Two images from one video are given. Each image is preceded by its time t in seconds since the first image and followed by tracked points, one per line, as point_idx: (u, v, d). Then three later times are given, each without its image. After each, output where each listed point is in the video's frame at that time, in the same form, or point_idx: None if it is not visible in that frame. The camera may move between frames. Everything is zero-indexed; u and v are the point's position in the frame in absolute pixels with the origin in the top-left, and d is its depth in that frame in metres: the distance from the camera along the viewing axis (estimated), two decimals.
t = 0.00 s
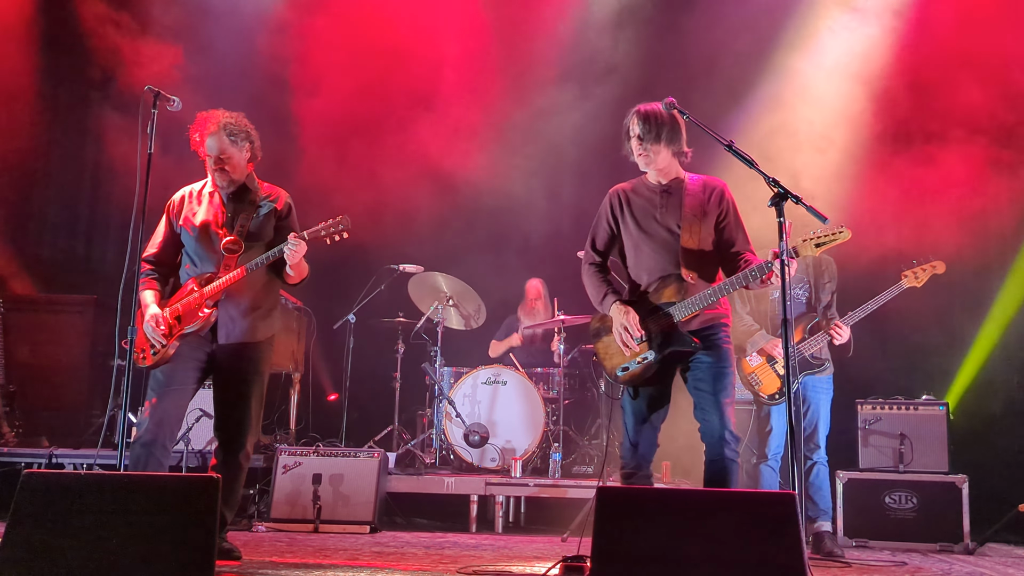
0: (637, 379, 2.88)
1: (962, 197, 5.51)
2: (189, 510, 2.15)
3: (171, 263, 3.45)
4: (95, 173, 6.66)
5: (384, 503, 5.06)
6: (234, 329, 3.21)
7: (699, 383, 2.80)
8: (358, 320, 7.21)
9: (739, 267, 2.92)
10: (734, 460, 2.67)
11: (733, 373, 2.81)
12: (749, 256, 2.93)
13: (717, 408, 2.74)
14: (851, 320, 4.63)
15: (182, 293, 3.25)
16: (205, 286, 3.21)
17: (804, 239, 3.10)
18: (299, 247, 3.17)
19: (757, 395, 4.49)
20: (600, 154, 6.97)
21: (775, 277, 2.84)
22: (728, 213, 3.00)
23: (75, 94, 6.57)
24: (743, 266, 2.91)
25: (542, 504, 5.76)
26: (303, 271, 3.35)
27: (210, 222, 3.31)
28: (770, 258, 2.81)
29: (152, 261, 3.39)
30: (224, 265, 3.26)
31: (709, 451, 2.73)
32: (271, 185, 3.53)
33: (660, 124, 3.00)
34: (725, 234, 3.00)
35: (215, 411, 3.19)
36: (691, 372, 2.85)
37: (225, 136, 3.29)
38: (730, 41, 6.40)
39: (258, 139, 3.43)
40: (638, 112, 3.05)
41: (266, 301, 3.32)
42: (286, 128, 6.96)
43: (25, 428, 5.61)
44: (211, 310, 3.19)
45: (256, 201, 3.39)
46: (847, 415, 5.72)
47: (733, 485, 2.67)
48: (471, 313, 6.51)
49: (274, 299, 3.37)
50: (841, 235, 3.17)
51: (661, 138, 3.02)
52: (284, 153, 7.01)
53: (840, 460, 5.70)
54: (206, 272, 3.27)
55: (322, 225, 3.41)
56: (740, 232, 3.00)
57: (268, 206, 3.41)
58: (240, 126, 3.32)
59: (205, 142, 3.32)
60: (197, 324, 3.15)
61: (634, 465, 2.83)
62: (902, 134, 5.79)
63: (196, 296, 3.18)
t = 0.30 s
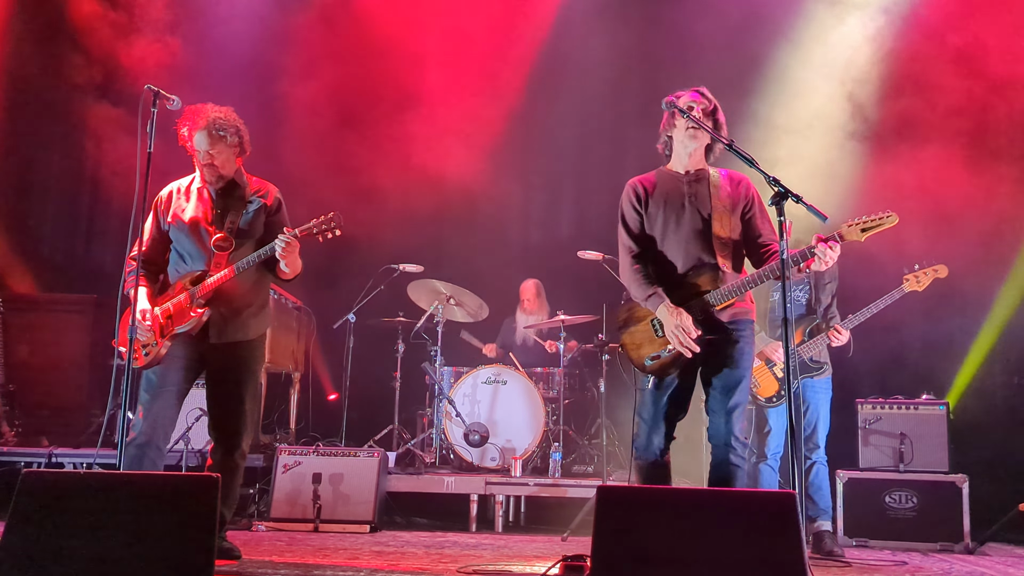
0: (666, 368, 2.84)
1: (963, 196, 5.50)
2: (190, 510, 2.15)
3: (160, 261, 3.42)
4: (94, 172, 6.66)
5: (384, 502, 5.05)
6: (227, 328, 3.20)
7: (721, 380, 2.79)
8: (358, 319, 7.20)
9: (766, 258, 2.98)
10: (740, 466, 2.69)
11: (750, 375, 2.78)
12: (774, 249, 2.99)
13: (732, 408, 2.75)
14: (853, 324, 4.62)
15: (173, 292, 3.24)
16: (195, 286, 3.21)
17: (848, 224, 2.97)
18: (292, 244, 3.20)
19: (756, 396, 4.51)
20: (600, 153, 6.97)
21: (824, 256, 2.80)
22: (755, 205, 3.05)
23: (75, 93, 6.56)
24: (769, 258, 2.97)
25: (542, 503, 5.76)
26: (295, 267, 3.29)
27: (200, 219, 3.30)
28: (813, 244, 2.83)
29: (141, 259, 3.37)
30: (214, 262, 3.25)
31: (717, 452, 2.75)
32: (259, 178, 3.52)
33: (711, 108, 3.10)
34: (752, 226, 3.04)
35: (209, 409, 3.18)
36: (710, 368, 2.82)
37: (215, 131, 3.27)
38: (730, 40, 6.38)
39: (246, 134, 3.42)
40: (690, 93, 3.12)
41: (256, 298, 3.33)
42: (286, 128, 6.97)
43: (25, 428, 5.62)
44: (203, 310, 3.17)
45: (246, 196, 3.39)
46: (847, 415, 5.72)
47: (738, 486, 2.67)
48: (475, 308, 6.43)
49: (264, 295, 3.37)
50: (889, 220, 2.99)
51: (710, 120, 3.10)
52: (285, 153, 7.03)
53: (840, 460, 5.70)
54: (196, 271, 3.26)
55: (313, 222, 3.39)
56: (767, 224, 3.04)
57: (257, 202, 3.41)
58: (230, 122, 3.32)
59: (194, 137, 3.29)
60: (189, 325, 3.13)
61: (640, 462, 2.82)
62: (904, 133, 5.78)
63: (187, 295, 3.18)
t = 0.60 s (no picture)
0: (671, 360, 2.80)
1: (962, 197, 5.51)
2: (191, 509, 2.15)
3: (153, 257, 3.41)
4: (94, 173, 6.67)
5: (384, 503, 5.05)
6: (223, 326, 3.19)
7: (722, 380, 2.78)
8: (358, 319, 7.20)
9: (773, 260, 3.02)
10: (740, 467, 2.69)
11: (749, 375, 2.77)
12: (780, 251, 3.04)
13: (733, 411, 2.74)
14: (855, 318, 4.61)
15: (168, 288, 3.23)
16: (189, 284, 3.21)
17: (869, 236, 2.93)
18: (283, 241, 3.18)
19: (757, 394, 4.55)
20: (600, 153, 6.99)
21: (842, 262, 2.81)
22: (758, 204, 3.09)
23: (75, 94, 6.57)
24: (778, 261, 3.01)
25: (542, 503, 5.77)
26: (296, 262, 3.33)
27: (193, 218, 3.31)
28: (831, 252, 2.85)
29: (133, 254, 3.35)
30: (209, 260, 3.26)
31: (716, 455, 2.75)
32: (252, 173, 3.50)
33: (704, 94, 3.11)
34: (755, 226, 3.08)
35: (207, 407, 3.19)
36: (715, 366, 2.80)
37: (205, 129, 3.25)
38: (730, 40, 6.35)
39: (237, 131, 3.40)
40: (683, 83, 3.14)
41: (250, 296, 3.31)
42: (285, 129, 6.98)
43: (24, 428, 5.62)
44: (198, 310, 3.17)
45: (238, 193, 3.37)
46: (846, 415, 5.72)
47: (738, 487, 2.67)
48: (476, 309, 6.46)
49: (258, 290, 3.37)
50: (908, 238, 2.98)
51: (706, 104, 3.10)
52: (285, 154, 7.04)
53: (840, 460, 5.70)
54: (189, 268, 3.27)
55: (306, 218, 3.37)
56: (769, 225, 3.10)
57: (250, 198, 3.40)
58: (219, 120, 3.30)
59: (184, 135, 3.27)
60: (184, 323, 3.13)
61: (631, 460, 2.78)
62: (903, 134, 5.79)
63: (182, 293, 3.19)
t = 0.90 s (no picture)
0: (657, 354, 2.81)
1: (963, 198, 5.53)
2: (192, 509, 2.15)
3: (155, 261, 3.42)
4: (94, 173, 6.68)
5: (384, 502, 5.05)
6: (223, 328, 3.20)
7: (709, 377, 2.81)
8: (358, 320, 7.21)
9: (763, 257, 3.02)
10: (735, 463, 2.71)
11: (735, 371, 2.83)
12: (767, 247, 3.04)
13: (722, 409, 2.78)
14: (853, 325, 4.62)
15: (170, 291, 3.23)
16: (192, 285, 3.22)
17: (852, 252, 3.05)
18: (286, 245, 3.19)
19: (756, 397, 4.52)
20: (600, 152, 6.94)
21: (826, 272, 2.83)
22: (746, 202, 3.11)
23: (77, 95, 6.60)
24: (768, 257, 3.01)
25: (542, 503, 5.77)
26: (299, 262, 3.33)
27: (195, 219, 3.31)
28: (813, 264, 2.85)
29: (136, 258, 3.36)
30: (212, 262, 3.26)
31: (710, 452, 2.77)
32: (254, 175, 3.51)
33: (688, 83, 3.10)
34: (741, 224, 3.10)
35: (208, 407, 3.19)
36: (701, 362, 2.85)
37: (207, 132, 3.26)
38: (729, 41, 6.36)
39: (238, 134, 3.41)
40: (668, 73, 3.14)
41: (251, 298, 3.32)
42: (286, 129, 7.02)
43: (24, 428, 5.63)
44: (198, 310, 3.16)
45: (241, 194, 3.38)
46: (847, 416, 5.72)
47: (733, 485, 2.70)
48: (473, 311, 6.49)
49: (259, 288, 3.37)
50: (889, 256, 3.11)
51: (691, 96, 3.10)
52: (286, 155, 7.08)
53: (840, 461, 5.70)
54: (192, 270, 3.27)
55: (308, 221, 3.37)
56: (756, 224, 3.12)
57: (252, 199, 3.40)
58: (220, 123, 3.30)
59: (185, 138, 3.28)
60: (186, 324, 3.13)
61: (620, 459, 2.78)
62: (903, 134, 5.80)
63: (183, 295, 3.18)
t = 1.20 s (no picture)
0: (657, 351, 2.79)
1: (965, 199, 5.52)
2: (192, 510, 2.15)
3: (156, 258, 3.44)
4: (95, 173, 6.69)
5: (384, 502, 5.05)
6: (223, 327, 3.19)
7: (702, 376, 2.82)
8: (359, 320, 7.21)
9: (752, 248, 2.99)
10: (730, 460, 2.75)
11: (729, 370, 2.83)
12: (759, 239, 3.01)
13: (717, 408, 2.79)
14: (853, 317, 4.61)
15: (174, 291, 3.29)
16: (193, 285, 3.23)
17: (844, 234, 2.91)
18: (286, 245, 3.19)
19: (759, 395, 4.55)
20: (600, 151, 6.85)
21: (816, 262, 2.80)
22: (736, 192, 3.08)
23: (76, 95, 6.60)
24: (757, 248, 2.98)
25: (542, 503, 5.77)
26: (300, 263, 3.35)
27: (197, 220, 3.33)
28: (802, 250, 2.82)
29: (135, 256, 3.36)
30: (212, 262, 3.26)
31: (707, 452, 2.80)
32: (256, 175, 3.50)
33: (681, 81, 3.11)
34: (730, 216, 3.06)
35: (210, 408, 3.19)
36: (694, 361, 2.84)
37: (207, 134, 3.27)
38: (731, 39, 6.32)
39: (240, 134, 3.40)
40: (660, 69, 3.14)
41: (254, 297, 3.31)
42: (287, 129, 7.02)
43: (25, 427, 5.63)
44: (200, 310, 3.17)
45: (242, 194, 3.36)
46: (847, 416, 5.72)
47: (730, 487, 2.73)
48: (475, 310, 6.45)
49: (258, 288, 3.35)
50: (884, 234, 2.93)
51: (683, 94, 3.11)
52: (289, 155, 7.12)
53: (841, 461, 5.70)
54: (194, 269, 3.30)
55: (308, 222, 3.35)
56: (745, 216, 3.08)
57: (252, 199, 3.38)
58: (220, 124, 3.31)
59: (186, 139, 3.28)
60: (188, 325, 3.14)
61: (617, 459, 2.79)
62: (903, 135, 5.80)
63: (185, 295, 3.21)
